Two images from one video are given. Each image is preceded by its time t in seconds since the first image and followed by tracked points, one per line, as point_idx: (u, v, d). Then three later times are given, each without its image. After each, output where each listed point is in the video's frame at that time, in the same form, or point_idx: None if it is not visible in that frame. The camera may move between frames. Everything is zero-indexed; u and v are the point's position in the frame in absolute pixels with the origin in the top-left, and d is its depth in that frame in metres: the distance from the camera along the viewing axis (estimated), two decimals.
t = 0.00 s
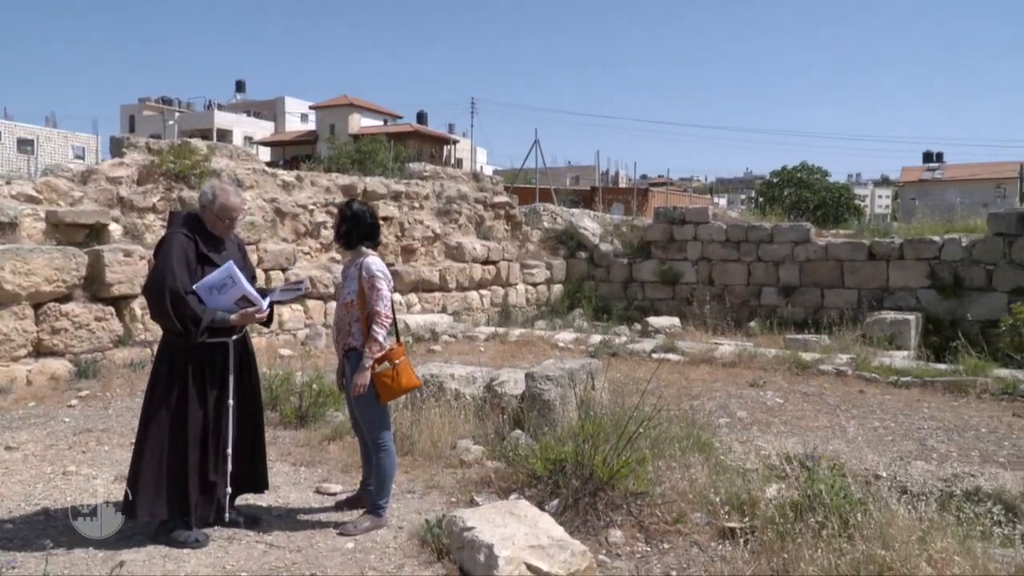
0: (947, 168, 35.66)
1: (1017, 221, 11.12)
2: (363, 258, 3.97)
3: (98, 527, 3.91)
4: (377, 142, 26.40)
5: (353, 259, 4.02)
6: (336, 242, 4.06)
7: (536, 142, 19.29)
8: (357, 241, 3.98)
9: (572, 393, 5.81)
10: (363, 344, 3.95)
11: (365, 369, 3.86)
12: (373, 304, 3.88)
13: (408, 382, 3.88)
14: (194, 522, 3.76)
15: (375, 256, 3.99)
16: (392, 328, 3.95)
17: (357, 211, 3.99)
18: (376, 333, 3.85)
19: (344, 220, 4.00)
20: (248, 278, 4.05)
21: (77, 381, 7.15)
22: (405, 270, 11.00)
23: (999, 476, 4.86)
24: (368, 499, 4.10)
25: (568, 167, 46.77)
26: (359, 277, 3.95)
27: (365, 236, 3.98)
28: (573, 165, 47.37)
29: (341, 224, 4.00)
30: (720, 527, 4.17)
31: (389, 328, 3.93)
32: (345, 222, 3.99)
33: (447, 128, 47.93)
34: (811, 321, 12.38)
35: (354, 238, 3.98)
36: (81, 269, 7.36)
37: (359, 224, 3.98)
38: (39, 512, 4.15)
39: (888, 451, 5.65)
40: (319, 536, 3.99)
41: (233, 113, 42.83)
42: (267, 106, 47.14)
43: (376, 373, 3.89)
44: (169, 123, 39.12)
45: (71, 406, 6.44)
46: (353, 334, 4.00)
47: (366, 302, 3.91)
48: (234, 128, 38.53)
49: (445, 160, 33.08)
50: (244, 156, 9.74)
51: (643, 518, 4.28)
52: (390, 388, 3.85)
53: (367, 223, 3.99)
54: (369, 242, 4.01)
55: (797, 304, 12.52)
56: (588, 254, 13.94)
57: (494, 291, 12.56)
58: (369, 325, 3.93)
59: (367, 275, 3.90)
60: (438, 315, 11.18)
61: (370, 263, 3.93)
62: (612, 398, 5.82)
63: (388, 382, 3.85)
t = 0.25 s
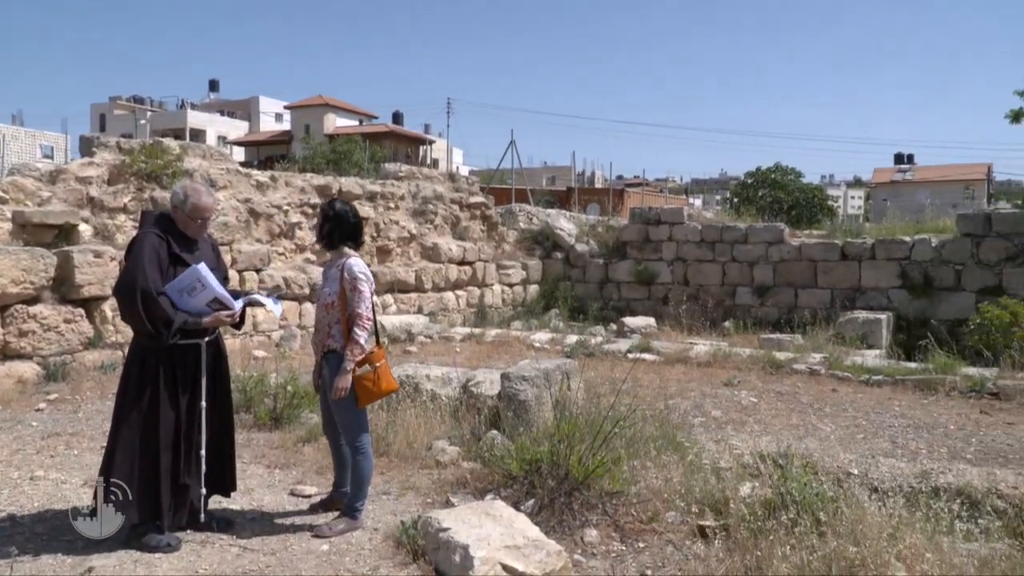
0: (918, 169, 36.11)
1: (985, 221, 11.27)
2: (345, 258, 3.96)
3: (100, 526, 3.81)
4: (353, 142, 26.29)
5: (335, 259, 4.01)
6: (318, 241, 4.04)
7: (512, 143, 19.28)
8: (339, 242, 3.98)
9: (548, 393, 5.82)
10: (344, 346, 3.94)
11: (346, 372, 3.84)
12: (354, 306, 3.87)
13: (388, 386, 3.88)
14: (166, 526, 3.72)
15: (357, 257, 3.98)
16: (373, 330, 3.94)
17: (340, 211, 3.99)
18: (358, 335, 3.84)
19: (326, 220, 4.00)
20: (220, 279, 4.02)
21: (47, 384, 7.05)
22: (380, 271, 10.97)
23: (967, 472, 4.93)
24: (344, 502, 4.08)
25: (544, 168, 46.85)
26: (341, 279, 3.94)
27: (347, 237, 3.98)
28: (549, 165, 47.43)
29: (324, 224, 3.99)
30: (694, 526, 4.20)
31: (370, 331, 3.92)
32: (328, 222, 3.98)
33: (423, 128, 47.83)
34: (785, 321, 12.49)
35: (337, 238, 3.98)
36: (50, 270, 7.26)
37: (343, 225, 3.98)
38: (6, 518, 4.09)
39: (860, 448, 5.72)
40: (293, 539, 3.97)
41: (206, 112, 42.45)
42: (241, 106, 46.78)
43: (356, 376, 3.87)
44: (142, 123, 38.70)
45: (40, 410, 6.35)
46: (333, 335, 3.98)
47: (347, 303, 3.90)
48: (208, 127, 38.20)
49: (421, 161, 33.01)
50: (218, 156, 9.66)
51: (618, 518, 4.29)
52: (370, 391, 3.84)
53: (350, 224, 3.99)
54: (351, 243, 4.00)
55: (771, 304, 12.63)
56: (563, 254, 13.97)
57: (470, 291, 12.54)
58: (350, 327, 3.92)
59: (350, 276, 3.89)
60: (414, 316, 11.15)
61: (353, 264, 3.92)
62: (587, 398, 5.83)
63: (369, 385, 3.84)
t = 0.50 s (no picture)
0: (888, 170, 36.60)
1: (952, 221, 11.42)
2: (328, 259, 3.95)
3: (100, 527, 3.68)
4: (327, 141, 26.15)
5: (317, 259, 3.99)
6: (297, 238, 3.97)
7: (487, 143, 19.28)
8: (324, 242, 3.94)
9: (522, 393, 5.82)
10: (322, 347, 3.92)
11: (325, 373, 3.82)
12: (334, 307, 3.85)
13: (366, 387, 3.85)
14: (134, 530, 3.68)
15: (339, 258, 3.96)
16: (352, 332, 3.93)
17: (325, 211, 3.95)
18: (337, 336, 3.82)
19: (312, 220, 3.93)
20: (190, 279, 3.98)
21: (13, 386, 6.94)
22: (354, 271, 10.92)
23: (935, 468, 5.01)
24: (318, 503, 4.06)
25: (519, 168, 46.90)
26: (322, 279, 3.92)
27: (332, 238, 3.94)
28: (525, 165, 47.45)
29: (308, 222, 3.94)
30: (668, 524, 4.22)
31: (349, 332, 3.90)
32: (316, 222, 3.92)
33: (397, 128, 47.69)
34: (758, 320, 12.59)
35: (323, 239, 3.93)
36: (16, 270, 7.16)
37: (329, 226, 3.94)
38: None
39: (831, 446, 5.78)
40: (266, 541, 3.94)
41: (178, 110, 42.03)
42: (214, 104, 46.35)
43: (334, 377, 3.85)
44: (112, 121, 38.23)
45: (7, 412, 6.25)
46: (311, 336, 3.95)
47: (328, 305, 3.88)
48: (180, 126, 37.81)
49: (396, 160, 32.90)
50: (189, 155, 9.56)
51: (592, 516, 4.31)
52: (347, 394, 3.82)
53: (335, 226, 3.97)
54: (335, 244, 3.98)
55: (744, 303, 12.72)
56: (538, 254, 14.00)
57: (445, 291, 12.52)
58: (329, 328, 3.90)
59: (332, 278, 3.87)
60: (388, 316, 11.11)
61: (335, 265, 3.90)
62: (562, 397, 5.84)
63: (347, 387, 3.82)
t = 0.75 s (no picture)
0: (858, 171, 37.07)
1: (920, 221, 11.58)
2: (305, 260, 3.93)
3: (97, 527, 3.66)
4: (300, 140, 25.98)
5: (293, 259, 3.96)
6: (274, 238, 3.94)
7: (461, 142, 19.26)
8: (302, 242, 3.93)
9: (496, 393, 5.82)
10: (296, 348, 3.89)
11: (300, 374, 3.79)
12: (310, 308, 3.83)
13: (340, 390, 3.85)
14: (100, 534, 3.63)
15: (315, 259, 3.94)
16: (327, 333, 3.91)
17: (304, 212, 3.94)
18: (312, 337, 3.80)
19: (292, 219, 3.91)
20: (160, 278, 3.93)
21: None
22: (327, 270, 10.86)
23: (902, 465, 5.08)
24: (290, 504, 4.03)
25: (493, 167, 46.89)
26: (298, 279, 3.90)
27: (309, 238, 3.93)
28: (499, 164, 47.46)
29: (286, 221, 3.91)
30: (640, 522, 4.25)
31: (324, 333, 3.89)
32: (296, 222, 3.91)
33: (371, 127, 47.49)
34: (730, 319, 12.69)
35: (303, 239, 3.92)
36: None
37: (308, 227, 3.94)
38: None
39: (802, 443, 5.84)
40: (237, 543, 3.91)
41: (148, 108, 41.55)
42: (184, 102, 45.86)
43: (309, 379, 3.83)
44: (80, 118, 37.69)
45: None
46: (284, 337, 3.93)
47: (303, 305, 3.86)
48: (150, 124, 37.38)
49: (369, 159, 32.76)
50: (159, 153, 9.46)
51: (565, 515, 4.32)
52: (321, 396, 3.81)
53: (313, 226, 3.96)
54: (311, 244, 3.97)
55: (716, 303, 12.81)
56: (512, 253, 14.02)
57: (419, 291, 12.49)
58: (304, 329, 3.88)
59: (309, 279, 3.85)
60: (361, 315, 11.07)
61: (312, 266, 3.88)
62: (535, 396, 5.85)
63: (321, 389, 3.81)
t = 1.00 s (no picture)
0: (828, 171, 37.52)
1: (888, 221, 11.73)
2: (275, 259, 3.90)
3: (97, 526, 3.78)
4: (272, 138, 25.77)
5: (264, 259, 3.93)
6: (243, 238, 3.91)
7: (435, 140, 19.24)
8: (270, 242, 3.90)
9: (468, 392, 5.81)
10: (266, 349, 3.86)
11: (271, 375, 3.77)
12: (280, 308, 3.80)
13: (312, 390, 3.83)
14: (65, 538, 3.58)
15: (285, 258, 3.91)
16: (298, 333, 3.88)
17: (274, 210, 3.91)
18: (283, 338, 3.78)
19: (260, 219, 3.88)
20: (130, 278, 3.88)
21: None
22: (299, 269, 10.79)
23: (870, 461, 5.14)
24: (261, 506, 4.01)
25: (467, 166, 46.83)
26: (268, 279, 3.87)
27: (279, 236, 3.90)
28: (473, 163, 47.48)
29: (255, 221, 3.88)
30: (612, 520, 4.27)
31: (295, 333, 3.86)
32: (265, 222, 3.88)
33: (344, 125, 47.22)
34: (703, 318, 12.79)
35: (271, 238, 3.90)
36: None
37: (277, 225, 3.91)
38: None
39: (772, 441, 5.90)
40: (207, 545, 3.87)
41: (118, 104, 41.05)
42: (154, 98, 45.32)
43: (279, 380, 3.80)
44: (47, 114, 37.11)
45: None
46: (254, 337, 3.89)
47: (274, 305, 3.83)
48: (118, 120, 36.89)
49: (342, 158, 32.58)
50: (127, 150, 9.34)
51: (537, 514, 4.33)
52: (293, 396, 3.79)
53: (283, 225, 3.93)
54: (281, 243, 3.94)
55: (688, 302, 12.90)
56: (485, 252, 14.02)
57: (392, 290, 12.45)
58: (275, 329, 3.85)
59: (280, 278, 3.82)
60: (334, 315, 11.01)
61: (283, 266, 3.85)
62: (508, 395, 5.85)
63: (293, 389, 3.79)
